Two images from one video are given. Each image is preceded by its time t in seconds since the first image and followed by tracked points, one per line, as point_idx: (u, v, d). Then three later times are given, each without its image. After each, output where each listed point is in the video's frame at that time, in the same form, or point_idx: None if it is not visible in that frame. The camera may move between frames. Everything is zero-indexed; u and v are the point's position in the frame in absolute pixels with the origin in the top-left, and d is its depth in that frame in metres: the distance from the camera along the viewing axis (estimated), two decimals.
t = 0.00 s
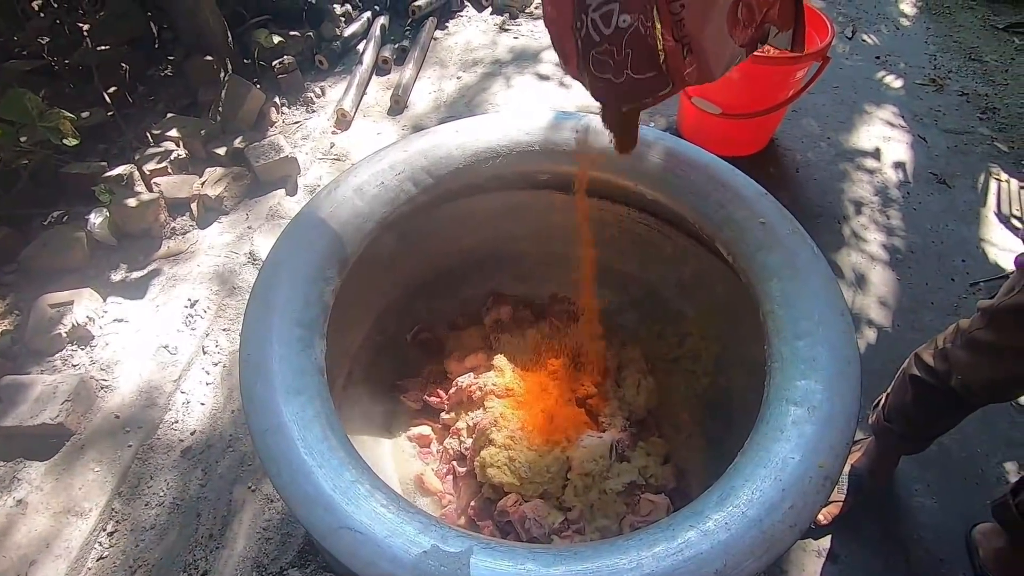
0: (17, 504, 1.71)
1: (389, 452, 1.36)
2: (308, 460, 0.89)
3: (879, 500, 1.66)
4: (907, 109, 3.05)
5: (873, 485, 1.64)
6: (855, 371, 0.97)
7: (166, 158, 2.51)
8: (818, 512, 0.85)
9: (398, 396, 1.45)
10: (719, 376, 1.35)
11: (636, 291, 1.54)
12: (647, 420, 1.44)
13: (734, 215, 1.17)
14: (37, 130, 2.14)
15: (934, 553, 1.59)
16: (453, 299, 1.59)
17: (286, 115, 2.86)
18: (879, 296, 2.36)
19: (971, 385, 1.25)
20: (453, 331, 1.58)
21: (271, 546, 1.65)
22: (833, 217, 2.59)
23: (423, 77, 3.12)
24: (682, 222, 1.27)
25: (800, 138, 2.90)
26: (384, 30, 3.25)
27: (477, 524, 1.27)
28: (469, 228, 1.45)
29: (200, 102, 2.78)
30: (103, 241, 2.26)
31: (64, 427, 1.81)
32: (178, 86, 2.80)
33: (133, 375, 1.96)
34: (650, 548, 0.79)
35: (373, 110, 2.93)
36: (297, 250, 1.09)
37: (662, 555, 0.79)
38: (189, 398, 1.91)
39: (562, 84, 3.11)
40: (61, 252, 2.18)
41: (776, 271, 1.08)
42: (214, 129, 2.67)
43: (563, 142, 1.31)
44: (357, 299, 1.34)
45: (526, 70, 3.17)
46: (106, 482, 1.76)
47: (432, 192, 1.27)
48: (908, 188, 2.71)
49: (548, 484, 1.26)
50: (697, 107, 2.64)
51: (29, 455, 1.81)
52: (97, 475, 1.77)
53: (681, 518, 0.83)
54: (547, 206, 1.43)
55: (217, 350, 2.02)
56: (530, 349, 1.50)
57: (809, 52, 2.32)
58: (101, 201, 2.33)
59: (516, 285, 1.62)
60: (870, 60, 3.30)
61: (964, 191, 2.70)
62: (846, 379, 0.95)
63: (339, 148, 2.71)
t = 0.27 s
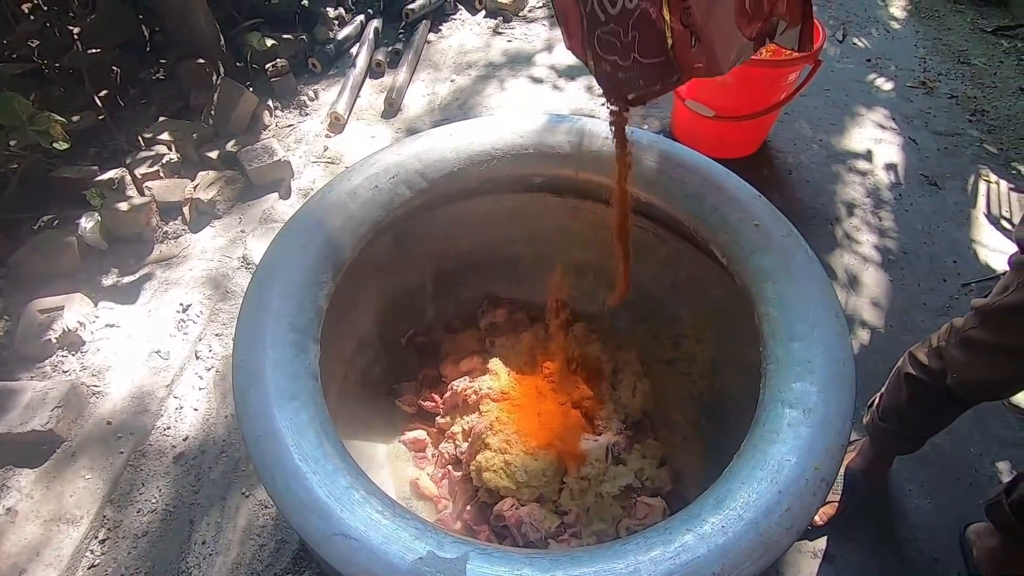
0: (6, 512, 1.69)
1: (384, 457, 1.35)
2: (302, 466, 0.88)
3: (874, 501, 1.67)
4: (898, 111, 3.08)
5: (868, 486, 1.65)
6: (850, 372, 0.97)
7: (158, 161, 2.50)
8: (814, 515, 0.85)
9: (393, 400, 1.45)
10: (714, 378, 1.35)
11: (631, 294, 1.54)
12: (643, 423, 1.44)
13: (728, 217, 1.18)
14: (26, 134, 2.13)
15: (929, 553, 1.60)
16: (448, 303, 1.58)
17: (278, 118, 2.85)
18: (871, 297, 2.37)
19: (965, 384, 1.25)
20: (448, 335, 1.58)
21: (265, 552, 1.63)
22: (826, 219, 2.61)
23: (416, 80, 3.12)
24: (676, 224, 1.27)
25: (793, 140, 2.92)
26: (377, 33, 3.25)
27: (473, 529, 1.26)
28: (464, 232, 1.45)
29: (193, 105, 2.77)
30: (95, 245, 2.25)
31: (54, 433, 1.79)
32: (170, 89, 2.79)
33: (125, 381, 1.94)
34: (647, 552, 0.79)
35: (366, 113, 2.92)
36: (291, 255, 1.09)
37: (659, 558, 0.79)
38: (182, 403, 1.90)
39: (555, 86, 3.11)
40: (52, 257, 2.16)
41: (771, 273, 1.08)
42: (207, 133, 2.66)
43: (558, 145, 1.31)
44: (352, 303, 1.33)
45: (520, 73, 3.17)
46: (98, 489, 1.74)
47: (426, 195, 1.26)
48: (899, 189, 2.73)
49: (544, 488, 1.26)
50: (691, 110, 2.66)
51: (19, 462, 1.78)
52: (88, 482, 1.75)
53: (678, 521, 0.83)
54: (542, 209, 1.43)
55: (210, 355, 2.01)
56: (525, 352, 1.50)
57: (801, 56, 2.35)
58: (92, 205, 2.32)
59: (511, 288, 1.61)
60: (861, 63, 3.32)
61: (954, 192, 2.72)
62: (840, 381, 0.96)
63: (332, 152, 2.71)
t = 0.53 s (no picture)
0: None
1: (380, 457, 1.34)
2: (298, 466, 0.86)
3: (872, 499, 1.67)
4: (893, 110, 3.09)
5: (865, 484, 1.65)
6: (849, 370, 0.97)
7: (152, 161, 2.49)
8: (814, 512, 0.84)
9: (389, 401, 1.44)
10: (712, 377, 1.34)
11: (628, 293, 1.53)
12: (640, 422, 1.43)
13: (726, 215, 1.17)
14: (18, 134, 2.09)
15: (926, 551, 1.60)
16: (444, 302, 1.58)
17: (273, 117, 2.84)
18: (867, 295, 2.38)
19: (963, 382, 1.25)
20: (445, 334, 1.57)
21: (260, 554, 1.62)
22: (822, 218, 2.61)
23: (412, 80, 3.11)
24: (674, 222, 1.27)
25: (788, 140, 2.92)
26: (373, 33, 3.24)
27: (470, 529, 1.25)
28: (461, 230, 1.44)
29: (186, 105, 2.75)
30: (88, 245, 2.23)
31: (47, 435, 1.78)
32: (163, 89, 2.77)
33: (118, 382, 1.93)
34: (646, 551, 0.78)
35: (362, 113, 2.91)
36: (286, 253, 1.07)
37: (658, 557, 0.78)
38: (176, 404, 1.88)
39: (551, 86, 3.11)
40: (44, 257, 2.14)
41: (768, 271, 1.08)
42: (201, 133, 2.64)
43: (555, 143, 1.30)
44: (347, 302, 1.32)
45: (516, 72, 3.17)
46: (91, 491, 1.72)
47: (422, 193, 1.25)
48: (894, 188, 2.74)
49: (541, 488, 1.25)
50: (686, 109, 2.67)
51: (11, 465, 1.77)
52: (81, 484, 1.73)
53: (677, 520, 0.82)
54: (539, 207, 1.42)
55: (205, 355, 1.99)
56: (522, 352, 1.49)
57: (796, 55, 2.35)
58: (85, 205, 2.30)
59: (507, 288, 1.61)
60: (856, 63, 3.33)
61: (949, 191, 2.73)
62: (839, 379, 0.95)
63: (327, 151, 2.69)
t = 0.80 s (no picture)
0: None
1: (377, 456, 1.33)
2: (294, 465, 0.85)
3: (869, 497, 1.67)
4: (889, 108, 3.09)
5: (863, 482, 1.65)
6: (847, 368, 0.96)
7: (147, 159, 2.47)
8: (812, 510, 0.84)
9: (386, 399, 1.43)
10: (710, 375, 1.34)
11: (625, 291, 1.53)
12: (638, 420, 1.42)
13: (723, 212, 1.17)
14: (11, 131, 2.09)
15: (923, 548, 1.60)
16: (441, 300, 1.57)
17: (269, 115, 2.83)
18: (864, 293, 2.38)
19: (960, 378, 1.25)
20: (441, 333, 1.56)
21: (257, 554, 1.62)
22: (819, 216, 2.62)
23: (409, 78, 3.10)
24: (671, 220, 1.26)
25: (785, 138, 2.92)
26: (369, 30, 3.23)
27: (468, 528, 1.24)
28: (458, 228, 1.44)
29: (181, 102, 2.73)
30: (82, 244, 2.22)
31: (41, 435, 1.77)
32: (158, 86, 2.75)
33: (113, 382, 1.92)
34: (644, 549, 0.78)
35: (358, 111, 2.90)
36: (281, 251, 1.07)
37: (657, 556, 0.77)
38: (172, 404, 1.87)
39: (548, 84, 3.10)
40: (37, 256, 2.13)
41: (766, 268, 1.08)
42: (196, 131, 2.63)
43: (552, 140, 1.30)
44: (343, 301, 1.32)
45: (513, 70, 3.16)
46: (86, 492, 1.71)
47: (419, 191, 1.25)
48: (891, 186, 2.75)
49: (539, 487, 1.24)
50: (684, 107, 2.68)
51: (4, 465, 1.76)
52: (76, 485, 1.72)
53: (675, 518, 0.82)
54: (536, 205, 1.41)
55: (200, 354, 1.98)
56: (519, 350, 1.49)
57: (793, 53, 2.35)
58: (79, 204, 2.28)
59: (505, 286, 1.60)
60: (852, 61, 3.34)
61: (946, 189, 2.74)
62: (837, 376, 0.95)
63: (324, 149, 2.68)
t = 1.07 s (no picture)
0: None
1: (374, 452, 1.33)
2: (290, 461, 0.85)
3: (865, 491, 1.68)
4: (885, 105, 3.10)
5: (858, 477, 1.66)
6: (843, 361, 0.96)
7: (142, 156, 2.47)
8: (809, 504, 0.84)
9: (383, 395, 1.43)
10: (706, 370, 1.34)
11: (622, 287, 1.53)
12: (635, 416, 1.42)
13: (720, 208, 1.17)
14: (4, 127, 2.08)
15: (919, 542, 1.61)
16: (438, 296, 1.57)
17: (265, 111, 2.81)
18: (860, 289, 2.39)
19: (956, 373, 1.26)
20: (438, 329, 1.56)
21: (254, 551, 1.61)
22: (815, 212, 2.62)
23: (405, 74, 3.09)
24: (668, 215, 1.26)
25: (781, 135, 2.93)
26: (365, 27, 3.21)
27: (465, 524, 1.24)
28: (455, 224, 1.44)
29: (176, 98, 2.72)
30: (77, 241, 2.21)
31: (36, 432, 1.76)
32: (153, 83, 2.74)
33: (108, 379, 1.91)
34: (641, 543, 0.78)
35: (354, 107, 2.89)
36: (277, 246, 1.06)
37: (654, 549, 0.77)
38: (167, 401, 1.87)
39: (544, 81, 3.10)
40: (31, 253, 2.12)
41: (763, 263, 1.08)
42: (191, 127, 2.62)
43: (548, 135, 1.29)
44: (340, 297, 1.31)
45: (509, 67, 3.15)
46: (81, 489, 1.71)
47: (416, 186, 1.24)
48: (887, 183, 2.75)
49: (536, 482, 1.24)
50: (680, 103, 2.68)
51: None
52: (72, 482, 1.72)
53: (673, 512, 0.82)
54: (533, 201, 1.41)
55: (196, 352, 1.97)
56: (516, 346, 1.48)
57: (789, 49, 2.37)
58: (74, 200, 2.28)
59: (502, 282, 1.60)
60: (849, 57, 3.34)
61: (941, 186, 2.74)
62: (833, 370, 0.95)
63: (320, 146, 2.67)
